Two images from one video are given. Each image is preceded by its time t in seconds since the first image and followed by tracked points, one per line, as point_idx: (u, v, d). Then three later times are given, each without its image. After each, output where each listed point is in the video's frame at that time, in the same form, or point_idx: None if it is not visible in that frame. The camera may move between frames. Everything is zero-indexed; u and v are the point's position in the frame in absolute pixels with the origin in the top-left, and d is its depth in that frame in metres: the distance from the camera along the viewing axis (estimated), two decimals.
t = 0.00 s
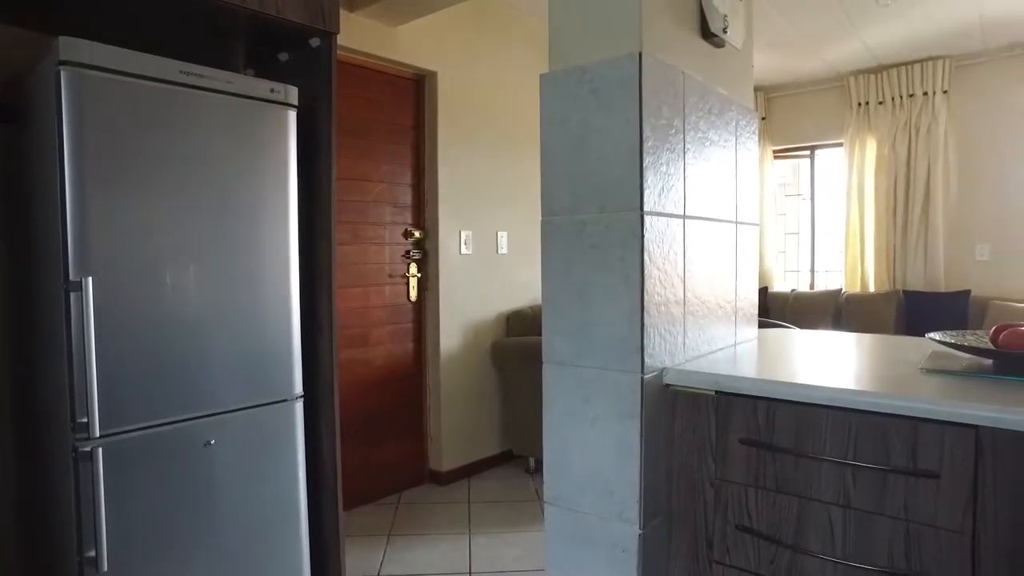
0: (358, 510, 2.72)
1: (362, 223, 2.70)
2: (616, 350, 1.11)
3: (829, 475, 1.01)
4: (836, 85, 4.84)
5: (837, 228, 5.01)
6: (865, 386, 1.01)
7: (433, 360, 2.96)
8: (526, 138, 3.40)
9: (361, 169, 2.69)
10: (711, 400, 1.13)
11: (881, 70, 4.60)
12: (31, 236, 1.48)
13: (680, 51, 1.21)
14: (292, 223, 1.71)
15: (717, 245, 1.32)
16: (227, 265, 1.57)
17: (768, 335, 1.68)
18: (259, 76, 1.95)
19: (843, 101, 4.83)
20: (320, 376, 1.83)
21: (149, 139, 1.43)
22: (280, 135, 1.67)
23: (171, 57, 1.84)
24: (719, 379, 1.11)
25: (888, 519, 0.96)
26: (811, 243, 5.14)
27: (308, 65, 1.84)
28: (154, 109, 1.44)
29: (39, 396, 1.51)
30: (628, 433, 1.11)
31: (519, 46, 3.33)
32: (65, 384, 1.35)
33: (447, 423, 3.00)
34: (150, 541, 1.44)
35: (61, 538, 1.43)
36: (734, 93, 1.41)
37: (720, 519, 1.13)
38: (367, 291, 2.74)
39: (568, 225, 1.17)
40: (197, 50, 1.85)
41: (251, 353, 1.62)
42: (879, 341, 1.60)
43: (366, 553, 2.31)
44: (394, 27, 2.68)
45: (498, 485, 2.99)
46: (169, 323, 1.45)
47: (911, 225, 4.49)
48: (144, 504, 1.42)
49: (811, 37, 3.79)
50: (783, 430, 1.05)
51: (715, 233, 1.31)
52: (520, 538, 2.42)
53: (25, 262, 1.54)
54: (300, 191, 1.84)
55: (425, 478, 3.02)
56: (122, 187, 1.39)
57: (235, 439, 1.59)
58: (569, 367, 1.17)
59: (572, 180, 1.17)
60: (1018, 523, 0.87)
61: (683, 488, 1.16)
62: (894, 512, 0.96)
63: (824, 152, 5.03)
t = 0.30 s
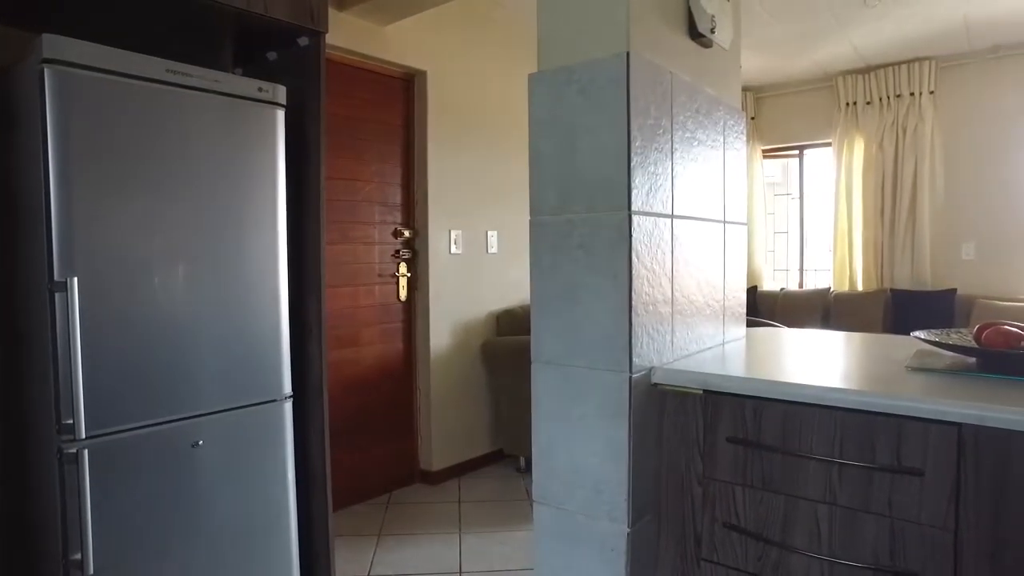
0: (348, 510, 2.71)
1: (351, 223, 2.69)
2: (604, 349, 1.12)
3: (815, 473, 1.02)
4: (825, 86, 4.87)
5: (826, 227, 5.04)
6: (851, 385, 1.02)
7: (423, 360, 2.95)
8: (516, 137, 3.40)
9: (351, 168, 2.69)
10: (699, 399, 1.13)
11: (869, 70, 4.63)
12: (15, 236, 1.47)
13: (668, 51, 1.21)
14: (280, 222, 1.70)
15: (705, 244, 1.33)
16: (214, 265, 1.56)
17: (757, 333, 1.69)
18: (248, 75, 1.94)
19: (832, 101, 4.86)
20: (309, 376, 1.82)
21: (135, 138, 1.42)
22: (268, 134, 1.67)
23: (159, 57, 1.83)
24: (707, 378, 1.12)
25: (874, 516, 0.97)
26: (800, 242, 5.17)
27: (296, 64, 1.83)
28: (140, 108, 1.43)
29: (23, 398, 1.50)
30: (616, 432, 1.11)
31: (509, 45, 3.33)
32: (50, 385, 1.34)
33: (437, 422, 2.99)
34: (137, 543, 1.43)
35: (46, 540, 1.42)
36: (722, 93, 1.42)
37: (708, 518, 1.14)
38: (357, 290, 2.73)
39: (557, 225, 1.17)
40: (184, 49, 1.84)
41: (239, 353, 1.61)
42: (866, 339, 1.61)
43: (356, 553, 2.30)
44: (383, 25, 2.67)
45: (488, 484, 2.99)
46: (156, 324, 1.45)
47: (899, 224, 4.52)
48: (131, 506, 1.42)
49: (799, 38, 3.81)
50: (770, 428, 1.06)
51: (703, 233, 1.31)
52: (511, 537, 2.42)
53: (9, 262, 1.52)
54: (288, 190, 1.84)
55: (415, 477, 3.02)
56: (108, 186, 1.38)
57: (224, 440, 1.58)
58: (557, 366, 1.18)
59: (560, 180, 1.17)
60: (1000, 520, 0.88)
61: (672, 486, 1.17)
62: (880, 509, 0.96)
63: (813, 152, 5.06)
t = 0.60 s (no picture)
0: (337, 510, 2.70)
1: (339, 222, 2.68)
2: (592, 348, 1.12)
3: (801, 470, 1.03)
4: (812, 86, 4.90)
5: (814, 227, 5.08)
6: (836, 382, 1.03)
7: (412, 359, 2.95)
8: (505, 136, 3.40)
9: (339, 167, 2.68)
10: (686, 397, 1.14)
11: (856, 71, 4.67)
12: None
13: (655, 51, 1.21)
14: (268, 222, 1.70)
15: (692, 244, 1.33)
16: (202, 264, 1.55)
17: (745, 332, 1.70)
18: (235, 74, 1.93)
19: (819, 102, 4.89)
20: (297, 375, 1.82)
21: (119, 137, 1.41)
22: (255, 134, 1.66)
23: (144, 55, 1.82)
24: (694, 376, 1.12)
25: (858, 513, 0.98)
26: (788, 242, 5.21)
27: (283, 63, 1.82)
28: (125, 106, 1.41)
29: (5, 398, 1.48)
30: (604, 431, 1.12)
31: (498, 45, 3.33)
32: (33, 387, 1.33)
33: (427, 422, 2.99)
34: (124, 545, 1.42)
35: (29, 543, 1.41)
36: (709, 93, 1.43)
37: (695, 515, 1.14)
38: (346, 290, 2.73)
39: (545, 224, 1.17)
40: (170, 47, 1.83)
41: (227, 352, 1.60)
42: (852, 338, 1.62)
43: (345, 553, 2.30)
44: (372, 24, 2.67)
45: (478, 483, 2.99)
46: (143, 324, 1.43)
47: (885, 223, 4.56)
48: (117, 508, 1.40)
49: (787, 38, 3.83)
50: (756, 426, 1.07)
51: (690, 232, 1.32)
52: (500, 536, 2.43)
53: None
54: (276, 189, 1.83)
55: (405, 476, 3.01)
56: (93, 186, 1.36)
57: (211, 441, 1.57)
58: (545, 366, 1.18)
59: (548, 179, 1.17)
60: (981, 516, 0.90)
61: (659, 485, 1.17)
62: (864, 506, 0.98)
63: (801, 152, 5.10)
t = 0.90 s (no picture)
0: (326, 511, 2.69)
1: (328, 222, 2.67)
2: (580, 347, 1.12)
3: (787, 468, 1.03)
4: (800, 86, 4.93)
5: (802, 226, 5.10)
6: (821, 381, 1.03)
7: (402, 359, 2.94)
8: (494, 136, 3.40)
9: (327, 167, 2.67)
10: (674, 396, 1.14)
11: (843, 71, 4.70)
12: None
13: (643, 51, 1.22)
14: (256, 221, 1.69)
15: (680, 243, 1.34)
16: (188, 264, 1.54)
17: (733, 331, 1.71)
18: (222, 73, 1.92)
19: (807, 102, 4.92)
20: (285, 375, 1.81)
21: (104, 136, 1.39)
22: (242, 132, 1.65)
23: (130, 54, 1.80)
24: (681, 375, 1.13)
25: (844, 510, 0.99)
26: (776, 241, 5.23)
27: (271, 62, 1.81)
28: (109, 105, 1.40)
29: None
30: (592, 430, 1.12)
31: (487, 45, 3.33)
32: (14, 388, 1.31)
33: (416, 422, 2.98)
34: (109, 547, 1.40)
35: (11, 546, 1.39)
36: (697, 93, 1.43)
37: (683, 514, 1.15)
38: (335, 290, 2.72)
39: (533, 224, 1.17)
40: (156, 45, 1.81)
41: (214, 353, 1.59)
42: (839, 336, 1.63)
43: (334, 554, 2.29)
44: (361, 23, 2.66)
45: (468, 483, 2.99)
46: (128, 324, 1.42)
47: (872, 223, 4.60)
48: (102, 510, 1.39)
49: (775, 38, 3.85)
50: (743, 425, 1.07)
51: (678, 232, 1.33)
52: (490, 535, 2.43)
53: None
54: (263, 189, 1.82)
55: (394, 476, 3.01)
56: (77, 185, 1.35)
57: (197, 442, 1.56)
58: (533, 365, 1.18)
59: (536, 178, 1.17)
60: (963, 513, 0.91)
61: (647, 483, 1.18)
62: (849, 503, 0.98)
63: (789, 152, 5.12)
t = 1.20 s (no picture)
0: (313, 511, 2.68)
1: (315, 221, 2.66)
2: (565, 346, 1.12)
3: (770, 466, 1.04)
4: (787, 87, 4.96)
5: (789, 226, 5.13)
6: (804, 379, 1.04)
7: (389, 359, 2.93)
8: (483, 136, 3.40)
9: (314, 166, 2.66)
10: (659, 395, 1.15)
11: (830, 72, 4.73)
12: None
13: (628, 51, 1.22)
14: (241, 221, 1.68)
15: (666, 243, 1.34)
16: (172, 264, 1.53)
17: (720, 330, 1.72)
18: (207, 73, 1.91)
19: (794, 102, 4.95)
20: (271, 375, 1.80)
21: (86, 135, 1.38)
22: (226, 132, 1.64)
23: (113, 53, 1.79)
24: (666, 374, 1.13)
25: (826, 507, 1.00)
26: (764, 240, 5.26)
27: (257, 61, 1.81)
28: (91, 104, 1.39)
29: None
30: (577, 429, 1.12)
31: (475, 45, 3.33)
32: None
33: (404, 421, 2.98)
34: (91, 549, 1.39)
35: None
36: (682, 94, 1.44)
37: (668, 512, 1.15)
38: (322, 289, 2.71)
39: (518, 223, 1.18)
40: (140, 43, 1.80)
41: (198, 353, 1.58)
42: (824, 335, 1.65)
43: (321, 554, 2.28)
44: (347, 22, 2.65)
45: (456, 482, 2.99)
46: (111, 324, 1.41)
47: (858, 223, 4.63)
48: (84, 512, 1.38)
49: (762, 39, 3.87)
50: (727, 424, 1.08)
51: (663, 231, 1.33)
52: (477, 535, 2.43)
53: None
54: (249, 188, 1.81)
55: (382, 476, 3.00)
56: (58, 184, 1.34)
57: (182, 443, 1.55)
58: (518, 364, 1.18)
59: (521, 178, 1.17)
60: (942, 510, 0.92)
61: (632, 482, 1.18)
62: (831, 500, 0.99)
63: (776, 152, 5.15)
